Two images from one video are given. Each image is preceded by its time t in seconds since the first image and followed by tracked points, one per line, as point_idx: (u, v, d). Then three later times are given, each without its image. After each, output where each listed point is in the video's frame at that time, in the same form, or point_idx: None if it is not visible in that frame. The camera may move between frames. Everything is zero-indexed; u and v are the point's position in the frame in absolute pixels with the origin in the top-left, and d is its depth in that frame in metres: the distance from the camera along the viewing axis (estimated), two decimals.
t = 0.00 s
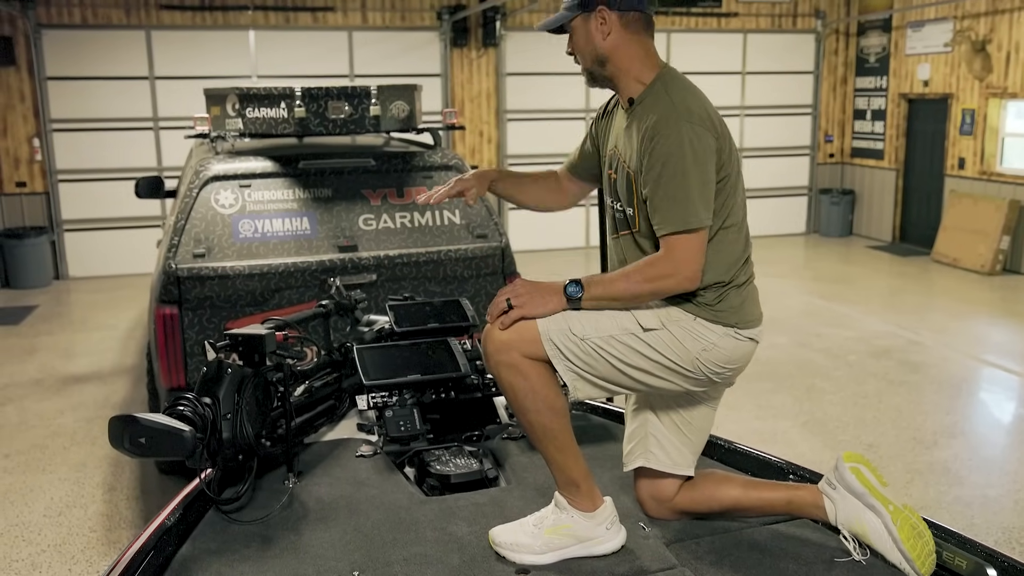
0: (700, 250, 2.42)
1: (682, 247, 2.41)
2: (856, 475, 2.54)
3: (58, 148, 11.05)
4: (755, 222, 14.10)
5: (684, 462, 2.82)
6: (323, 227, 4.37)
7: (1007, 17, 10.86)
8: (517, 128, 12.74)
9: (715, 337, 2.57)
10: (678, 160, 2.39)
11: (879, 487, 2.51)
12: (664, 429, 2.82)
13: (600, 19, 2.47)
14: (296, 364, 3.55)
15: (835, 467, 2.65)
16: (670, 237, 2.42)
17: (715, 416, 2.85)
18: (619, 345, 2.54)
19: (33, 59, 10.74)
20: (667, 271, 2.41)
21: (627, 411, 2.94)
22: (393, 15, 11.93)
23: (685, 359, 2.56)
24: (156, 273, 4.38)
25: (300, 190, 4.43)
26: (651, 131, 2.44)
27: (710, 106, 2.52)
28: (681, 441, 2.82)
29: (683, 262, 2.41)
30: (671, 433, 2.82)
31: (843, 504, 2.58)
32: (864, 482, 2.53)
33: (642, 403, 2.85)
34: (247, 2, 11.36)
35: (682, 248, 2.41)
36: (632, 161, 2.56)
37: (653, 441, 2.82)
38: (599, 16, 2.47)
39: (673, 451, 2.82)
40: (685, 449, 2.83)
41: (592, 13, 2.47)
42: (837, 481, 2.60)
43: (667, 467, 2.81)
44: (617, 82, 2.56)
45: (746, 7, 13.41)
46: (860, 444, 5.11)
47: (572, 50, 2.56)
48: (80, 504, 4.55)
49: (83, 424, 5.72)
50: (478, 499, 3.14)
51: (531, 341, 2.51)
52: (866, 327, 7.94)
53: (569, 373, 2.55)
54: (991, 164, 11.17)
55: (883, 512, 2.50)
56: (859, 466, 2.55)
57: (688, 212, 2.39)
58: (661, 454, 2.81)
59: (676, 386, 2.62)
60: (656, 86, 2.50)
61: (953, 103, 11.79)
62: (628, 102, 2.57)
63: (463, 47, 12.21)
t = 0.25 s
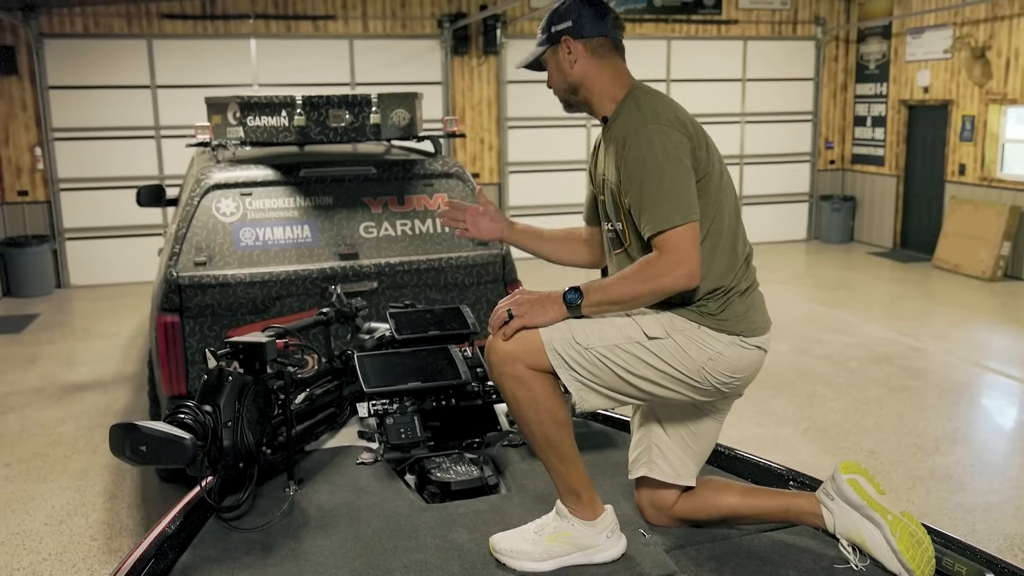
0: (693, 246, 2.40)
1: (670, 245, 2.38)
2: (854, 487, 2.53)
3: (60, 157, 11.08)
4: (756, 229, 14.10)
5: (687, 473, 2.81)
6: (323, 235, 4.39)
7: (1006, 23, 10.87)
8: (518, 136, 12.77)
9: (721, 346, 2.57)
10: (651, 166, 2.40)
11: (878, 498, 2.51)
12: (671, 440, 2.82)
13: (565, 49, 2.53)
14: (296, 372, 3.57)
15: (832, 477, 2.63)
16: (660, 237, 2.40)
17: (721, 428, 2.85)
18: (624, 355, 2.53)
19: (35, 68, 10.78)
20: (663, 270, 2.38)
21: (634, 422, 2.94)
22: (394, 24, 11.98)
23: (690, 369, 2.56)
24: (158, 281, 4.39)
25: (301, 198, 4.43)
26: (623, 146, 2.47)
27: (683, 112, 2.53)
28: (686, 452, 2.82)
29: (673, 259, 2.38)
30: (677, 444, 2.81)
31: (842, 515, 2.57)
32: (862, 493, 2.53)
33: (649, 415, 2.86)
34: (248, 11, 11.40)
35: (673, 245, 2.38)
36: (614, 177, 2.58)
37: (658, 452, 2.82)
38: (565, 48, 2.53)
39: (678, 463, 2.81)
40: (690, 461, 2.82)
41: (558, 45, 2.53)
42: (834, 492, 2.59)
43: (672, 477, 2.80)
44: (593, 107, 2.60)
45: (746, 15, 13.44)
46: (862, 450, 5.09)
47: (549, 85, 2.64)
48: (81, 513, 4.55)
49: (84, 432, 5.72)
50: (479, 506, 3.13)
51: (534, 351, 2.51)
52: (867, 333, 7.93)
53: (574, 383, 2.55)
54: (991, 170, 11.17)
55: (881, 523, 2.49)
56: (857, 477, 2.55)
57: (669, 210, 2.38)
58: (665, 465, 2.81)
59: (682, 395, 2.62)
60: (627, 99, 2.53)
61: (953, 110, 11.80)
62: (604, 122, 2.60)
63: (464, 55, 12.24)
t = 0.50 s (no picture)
0: (686, 247, 2.39)
1: (661, 248, 2.38)
2: (853, 496, 2.52)
3: (62, 165, 11.11)
4: (758, 235, 14.10)
5: (689, 481, 2.81)
6: (325, 242, 4.39)
7: (1006, 29, 10.88)
8: (519, 143, 12.78)
9: (723, 355, 2.56)
10: (635, 177, 2.41)
11: (877, 506, 2.49)
12: (674, 448, 2.81)
13: (548, 79, 2.55)
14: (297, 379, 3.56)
15: (831, 485, 2.63)
16: (651, 242, 2.40)
17: (725, 438, 2.85)
18: (626, 363, 2.53)
19: (38, 77, 10.81)
20: (658, 273, 2.38)
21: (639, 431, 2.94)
22: (395, 31, 12.01)
23: (693, 377, 2.55)
24: (160, 288, 4.39)
25: (302, 205, 4.43)
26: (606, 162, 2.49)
27: (664, 122, 2.54)
28: (689, 461, 2.82)
29: (666, 262, 2.38)
30: (681, 453, 2.81)
31: (841, 522, 2.56)
32: (861, 502, 2.51)
33: (655, 422, 2.86)
34: (250, 19, 11.43)
35: (665, 247, 2.38)
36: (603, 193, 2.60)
37: (661, 459, 2.82)
38: (547, 78, 2.55)
39: (680, 470, 2.81)
40: (693, 469, 2.82)
41: (539, 77, 2.56)
42: (833, 500, 2.59)
43: (674, 486, 2.80)
44: (580, 131, 2.61)
45: (748, 21, 13.46)
46: (863, 457, 5.08)
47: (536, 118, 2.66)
48: (83, 520, 4.55)
49: (86, 440, 5.72)
50: (479, 512, 3.13)
51: (535, 358, 2.51)
52: (869, 339, 7.92)
53: (576, 390, 2.55)
54: (993, 176, 11.17)
55: (881, 531, 2.47)
56: (856, 485, 2.53)
57: (658, 215, 2.38)
58: (668, 472, 2.81)
59: (684, 404, 2.61)
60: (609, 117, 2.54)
61: (954, 116, 11.81)
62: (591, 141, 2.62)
63: (465, 62, 12.27)
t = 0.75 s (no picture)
0: (682, 250, 2.39)
1: (657, 250, 2.38)
2: (853, 502, 2.51)
3: (63, 171, 11.12)
4: (759, 242, 14.10)
5: (688, 485, 2.81)
6: (327, 247, 4.39)
7: (1008, 36, 10.89)
8: (521, 149, 12.79)
9: (717, 356, 2.56)
10: (635, 178, 2.41)
11: (878, 512, 2.49)
12: (669, 450, 2.82)
13: (558, 72, 2.53)
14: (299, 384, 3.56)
15: (832, 490, 2.62)
16: (647, 244, 2.40)
17: (722, 440, 2.86)
18: (621, 365, 2.52)
19: (40, 83, 10.83)
20: (653, 275, 2.38)
21: (637, 433, 2.94)
22: (397, 37, 12.04)
23: (687, 379, 2.55)
24: (161, 294, 4.39)
25: (304, 211, 4.44)
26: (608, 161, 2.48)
27: (668, 123, 2.54)
28: (687, 463, 2.82)
29: (662, 265, 2.38)
30: (677, 454, 2.82)
31: (841, 527, 2.55)
32: (862, 509, 2.51)
33: (650, 424, 2.86)
34: (252, 25, 11.46)
35: (662, 249, 2.38)
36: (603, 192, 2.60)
37: (658, 463, 2.82)
38: (557, 70, 2.53)
39: (678, 473, 2.81)
40: (690, 471, 2.82)
41: (549, 69, 2.54)
42: (834, 505, 2.58)
43: (672, 489, 2.80)
44: (584, 128, 2.60)
45: (749, 28, 13.47)
46: (865, 463, 5.07)
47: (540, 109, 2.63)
48: (85, 526, 4.54)
49: (88, 446, 5.72)
50: (481, 517, 3.13)
51: (531, 361, 2.50)
52: (871, 345, 7.91)
53: (571, 393, 2.54)
54: (994, 182, 11.17)
55: (882, 537, 2.48)
56: (857, 491, 2.53)
57: (655, 217, 2.38)
58: (666, 475, 2.81)
59: (680, 406, 2.61)
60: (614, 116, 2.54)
61: (956, 122, 11.82)
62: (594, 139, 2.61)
63: (467, 68, 12.29)
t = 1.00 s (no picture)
0: (685, 254, 2.39)
1: (661, 254, 2.38)
2: (856, 505, 2.52)
3: (67, 176, 11.15)
4: (762, 246, 14.10)
5: (688, 487, 2.81)
6: (329, 252, 4.40)
7: (1010, 40, 10.89)
8: (524, 153, 12.80)
9: (716, 356, 2.56)
10: (643, 180, 2.41)
11: (880, 515, 2.49)
12: (668, 451, 2.82)
13: (585, 60, 2.50)
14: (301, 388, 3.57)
15: (834, 495, 2.62)
16: (651, 247, 2.40)
17: (721, 441, 2.86)
18: (621, 366, 2.52)
19: (44, 88, 10.87)
20: (656, 279, 2.38)
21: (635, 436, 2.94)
22: (400, 42, 12.07)
23: (687, 379, 2.55)
24: (164, 298, 4.41)
25: (307, 215, 4.44)
26: (619, 160, 2.48)
27: (677, 125, 2.54)
28: (686, 465, 2.82)
29: (665, 269, 2.38)
30: (676, 456, 2.82)
31: (844, 531, 2.55)
32: (864, 512, 2.51)
33: (648, 425, 2.86)
34: (255, 30, 11.49)
35: (666, 253, 2.38)
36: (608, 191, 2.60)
37: (658, 465, 2.82)
38: (583, 60, 2.50)
39: (677, 475, 2.81)
40: (690, 473, 2.82)
41: (576, 56, 2.50)
42: (836, 509, 2.58)
43: (672, 491, 2.80)
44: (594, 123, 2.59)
45: (751, 32, 13.49)
46: (868, 467, 5.06)
47: (549, 95, 2.57)
48: (88, 530, 4.54)
49: (91, 450, 5.72)
50: (483, 521, 3.13)
51: (532, 364, 2.50)
52: (874, 349, 7.90)
53: (572, 395, 2.54)
54: (997, 186, 11.16)
55: (885, 541, 2.47)
56: (860, 495, 2.53)
57: (661, 221, 2.38)
58: (665, 478, 2.81)
59: (680, 407, 2.60)
60: (624, 114, 2.53)
61: (958, 126, 11.82)
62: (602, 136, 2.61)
63: (470, 73, 12.32)
